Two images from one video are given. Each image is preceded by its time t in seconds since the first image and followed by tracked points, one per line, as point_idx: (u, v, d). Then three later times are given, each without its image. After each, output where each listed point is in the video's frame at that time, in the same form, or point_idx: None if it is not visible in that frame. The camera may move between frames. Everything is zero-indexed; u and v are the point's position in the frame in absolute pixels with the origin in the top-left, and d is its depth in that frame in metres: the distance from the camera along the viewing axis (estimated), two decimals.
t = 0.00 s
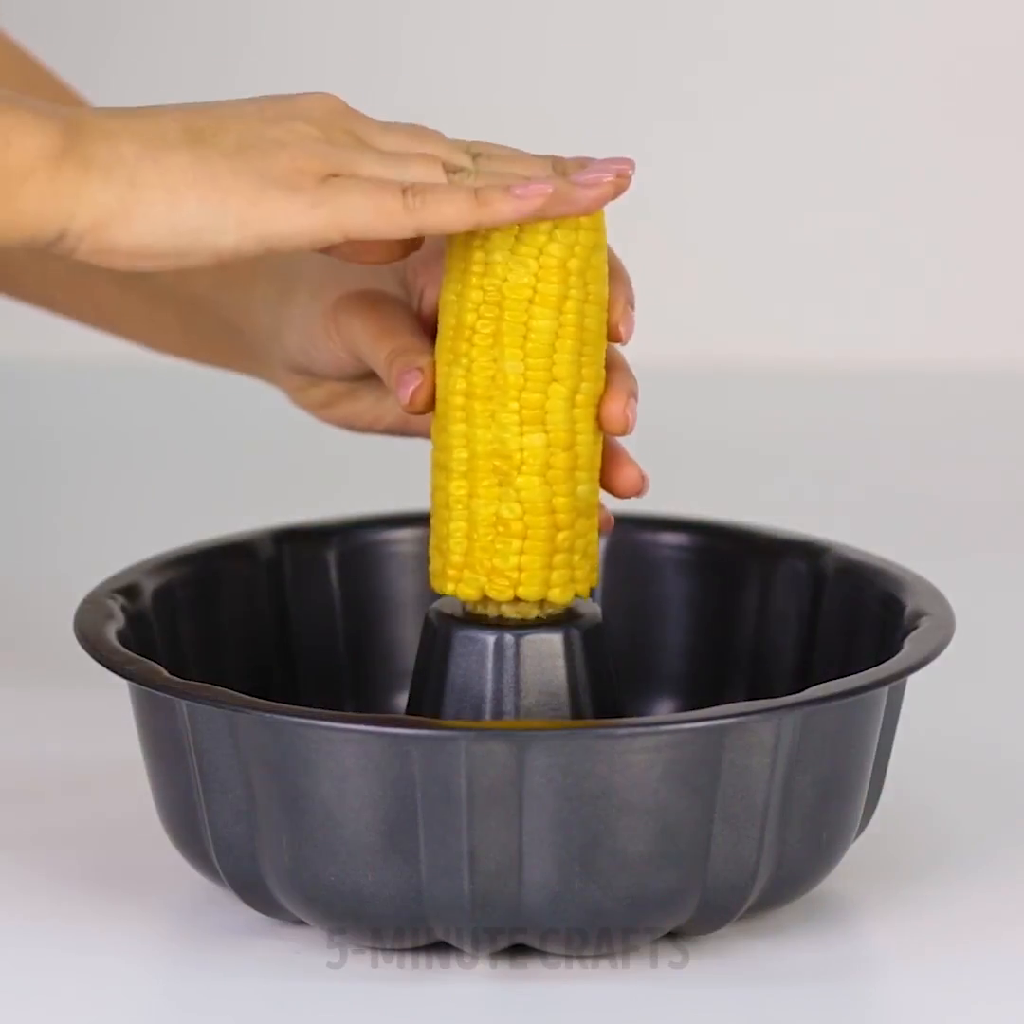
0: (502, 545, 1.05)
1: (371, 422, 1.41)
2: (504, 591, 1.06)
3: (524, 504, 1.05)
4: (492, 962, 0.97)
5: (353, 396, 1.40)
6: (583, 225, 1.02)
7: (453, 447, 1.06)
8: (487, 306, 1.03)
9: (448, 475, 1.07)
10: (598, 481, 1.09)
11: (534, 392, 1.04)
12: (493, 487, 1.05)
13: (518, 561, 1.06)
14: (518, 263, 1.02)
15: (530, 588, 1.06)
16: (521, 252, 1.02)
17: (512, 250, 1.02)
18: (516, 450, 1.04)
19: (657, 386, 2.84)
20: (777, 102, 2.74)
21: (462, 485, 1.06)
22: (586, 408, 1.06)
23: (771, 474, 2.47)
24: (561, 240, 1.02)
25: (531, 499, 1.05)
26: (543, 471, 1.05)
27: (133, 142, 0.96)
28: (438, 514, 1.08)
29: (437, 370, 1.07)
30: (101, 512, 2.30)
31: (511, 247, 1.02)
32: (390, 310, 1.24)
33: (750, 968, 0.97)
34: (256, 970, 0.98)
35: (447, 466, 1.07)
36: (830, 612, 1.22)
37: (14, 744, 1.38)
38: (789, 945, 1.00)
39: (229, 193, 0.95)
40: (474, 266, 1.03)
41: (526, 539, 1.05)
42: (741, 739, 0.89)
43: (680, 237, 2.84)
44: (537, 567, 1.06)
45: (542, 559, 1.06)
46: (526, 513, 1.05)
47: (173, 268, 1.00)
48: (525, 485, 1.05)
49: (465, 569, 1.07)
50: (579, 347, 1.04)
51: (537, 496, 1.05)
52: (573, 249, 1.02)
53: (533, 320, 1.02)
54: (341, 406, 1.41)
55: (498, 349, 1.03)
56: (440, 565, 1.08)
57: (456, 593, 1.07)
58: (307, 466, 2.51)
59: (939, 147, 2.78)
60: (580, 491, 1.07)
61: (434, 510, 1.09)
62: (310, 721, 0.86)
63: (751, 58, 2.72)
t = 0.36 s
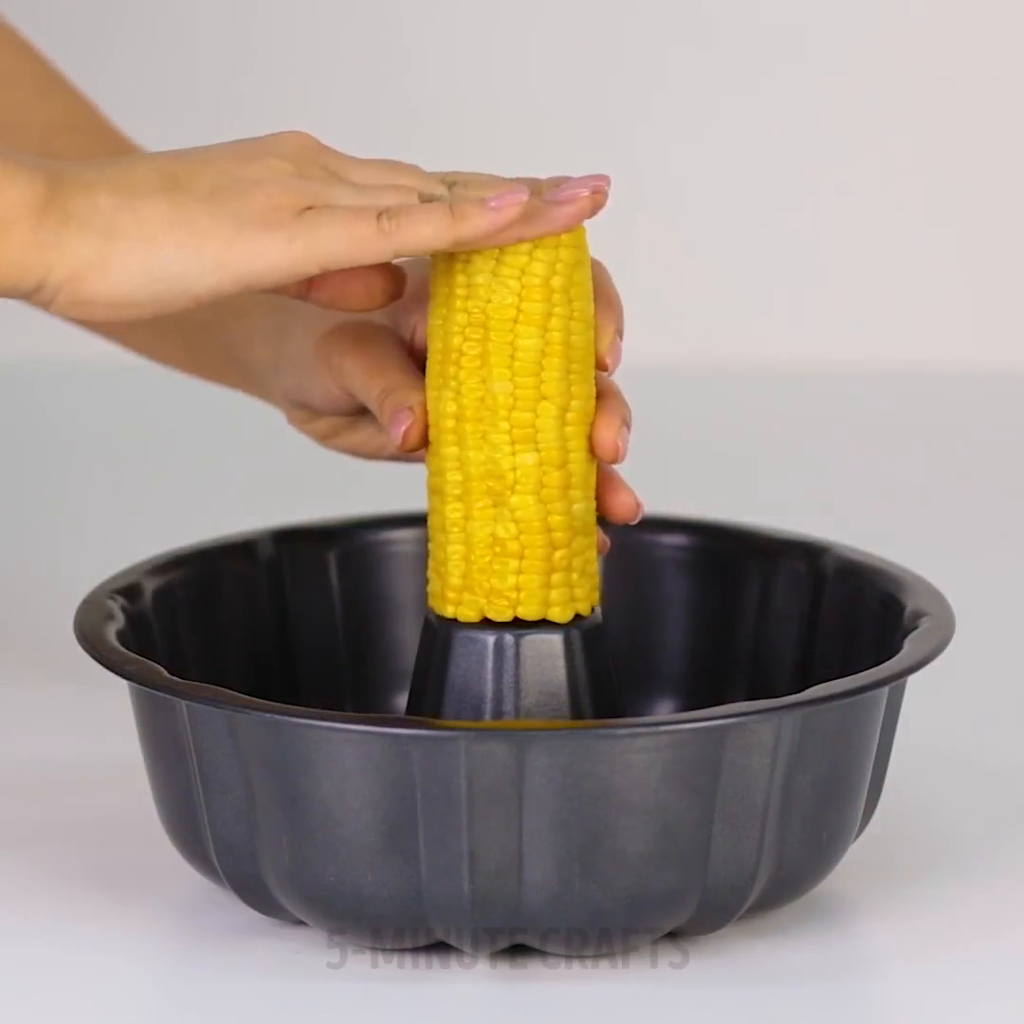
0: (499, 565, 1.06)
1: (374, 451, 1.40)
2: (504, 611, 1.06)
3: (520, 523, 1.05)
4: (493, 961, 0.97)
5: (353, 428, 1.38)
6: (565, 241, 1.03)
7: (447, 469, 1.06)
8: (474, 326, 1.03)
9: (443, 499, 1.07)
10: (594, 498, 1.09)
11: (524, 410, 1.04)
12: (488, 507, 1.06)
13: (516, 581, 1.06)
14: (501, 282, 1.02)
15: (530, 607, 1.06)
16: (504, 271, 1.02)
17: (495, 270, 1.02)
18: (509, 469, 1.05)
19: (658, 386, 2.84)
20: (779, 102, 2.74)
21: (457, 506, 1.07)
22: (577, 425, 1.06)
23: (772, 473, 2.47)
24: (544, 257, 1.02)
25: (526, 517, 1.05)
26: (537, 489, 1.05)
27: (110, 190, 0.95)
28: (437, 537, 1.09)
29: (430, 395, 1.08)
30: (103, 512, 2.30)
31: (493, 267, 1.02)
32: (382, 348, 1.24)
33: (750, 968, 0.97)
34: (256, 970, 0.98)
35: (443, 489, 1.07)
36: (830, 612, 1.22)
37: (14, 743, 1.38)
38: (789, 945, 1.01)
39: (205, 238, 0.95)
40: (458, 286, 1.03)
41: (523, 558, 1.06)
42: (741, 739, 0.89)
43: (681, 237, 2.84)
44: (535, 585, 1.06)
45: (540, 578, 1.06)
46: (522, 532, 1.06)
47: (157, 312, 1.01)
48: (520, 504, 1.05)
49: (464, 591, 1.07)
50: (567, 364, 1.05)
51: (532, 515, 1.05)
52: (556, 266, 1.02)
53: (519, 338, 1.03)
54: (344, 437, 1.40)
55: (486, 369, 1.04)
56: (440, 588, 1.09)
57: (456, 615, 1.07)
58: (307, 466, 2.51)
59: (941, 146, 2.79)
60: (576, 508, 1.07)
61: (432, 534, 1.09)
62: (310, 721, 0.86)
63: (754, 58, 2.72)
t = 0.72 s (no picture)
0: (501, 564, 1.06)
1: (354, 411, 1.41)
2: (504, 610, 1.06)
3: (522, 522, 1.05)
4: (492, 962, 0.97)
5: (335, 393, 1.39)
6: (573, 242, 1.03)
7: (450, 466, 1.06)
8: (480, 323, 1.03)
9: (446, 496, 1.07)
10: (597, 500, 1.09)
11: (528, 409, 1.04)
12: (490, 506, 1.06)
13: (517, 580, 1.06)
14: (508, 280, 1.02)
15: (530, 606, 1.06)
16: (512, 269, 1.02)
17: (503, 268, 1.03)
18: (512, 467, 1.05)
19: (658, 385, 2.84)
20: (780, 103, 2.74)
21: (460, 503, 1.07)
22: (581, 425, 1.06)
23: (772, 473, 2.47)
24: (552, 255, 1.03)
25: (528, 517, 1.05)
26: (539, 488, 1.05)
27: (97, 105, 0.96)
28: (439, 536, 1.09)
29: (433, 391, 1.08)
30: (103, 512, 2.30)
31: (501, 264, 1.02)
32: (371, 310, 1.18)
33: (750, 969, 0.97)
34: (256, 971, 0.98)
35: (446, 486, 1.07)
36: (830, 612, 1.22)
37: (11, 743, 1.38)
38: (788, 945, 1.01)
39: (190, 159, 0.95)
40: (465, 283, 1.03)
41: (524, 558, 1.05)
42: (742, 739, 0.89)
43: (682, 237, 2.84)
44: (536, 585, 1.06)
45: (541, 579, 1.06)
46: (524, 531, 1.06)
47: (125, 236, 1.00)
48: (522, 503, 1.05)
49: (464, 590, 1.07)
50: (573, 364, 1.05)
51: (534, 514, 1.05)
52: (563, 265, 1.03)
53: (525, 337, 1.03)
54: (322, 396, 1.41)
55: (491, 367, 1.04)
56: (440, 585, 1.09)
57: (456, 613, 1.07)
58: (306, 466, 2.51)
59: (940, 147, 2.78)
60: (579, 510, 1.07)
61: (434, 532, 1.09)
62: (310, 720, 0.86)
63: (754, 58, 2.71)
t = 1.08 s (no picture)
0: (500, 564, 1.06)
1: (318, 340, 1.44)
2: (504, 609, 1.06)
3: (522, 522, 1.06)
4: (493, 962, 0.97)
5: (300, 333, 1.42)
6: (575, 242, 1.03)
7: (450, 466, 1.06)
8: (480, 323, 1.03)
9: (446, 496, 1.07)
10: (597, 500, 1.09)
11: (529, 409, 1.04)
12: (490, 506, 1.06)
13: (517, 580, 1.06)
14: (508, 279, 1.02)
15: (530, 606, 1.06)
16: (512, 268, 1.02)
17: (503, 267, 1.02)
18: (512, 467, 1.05)
19: (657, 385, 2.84)
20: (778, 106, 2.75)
21: (459, 503, 1.07)
22: (581, 425, 1.06)
23: (772, 474, 2.47)
24: (552, 256, 1.02)
25: (528, 517, 1.05)
26: (539, 488, 1.05)
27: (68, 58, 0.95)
28: (439, 536, 1.09)
29: (433, 391, 1.08)
30: (104, 511, 2.30)
31: (502, 263, 1.02)
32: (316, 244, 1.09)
33: (751, 969, 0.97)
34: (257, 970, 0.98)
35: (446, 486, 1.07)
36: (830, 612, 1.22)
37: (11, 744, 1.38)
38: (788, 945, 1.01)
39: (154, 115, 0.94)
40: (465, 283, 1.03)
41: (524, 558, 1.06)
42: (742, 739, 0.89)
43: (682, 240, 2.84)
44: (536, 585, 1.06)
45: (541, 579, 1.06)
46: (524, 532, 1.06)
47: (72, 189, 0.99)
48: (522, 503, 1.05)
49: (464, 589, 1.07)
50: (573, 364, 1.05)
51: (534, 514, 1.05)
52: (564, 266, 1.03)
53: (526, 337, 1.03)
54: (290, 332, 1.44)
55: (491, 367, 1.04)
56: (440, 585, 1.09)
57: (456, 613, 1.07)
58: (306, 466, 2.51)
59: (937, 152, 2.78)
60: (579, 509, 1.07)
61: (434, 531, 1.09)
62: (310, 720, 0.86)
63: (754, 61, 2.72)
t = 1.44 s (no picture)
0: (500, 564, 1.06)
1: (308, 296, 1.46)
2: (504, 610, 1.06)
3: (522, 522, 1.05)
4: (492, 961, 0.97)
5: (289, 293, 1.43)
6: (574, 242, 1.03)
7: (450, 466, 1.06)
8: (479, 324, 1.03)
9: (446, 495, 1.07)
10: (598, 500, 1.09)
11: (528, 409, 1.04)
12: (490, 506, 1.06)
13: (517, 580, 1.06)
14: (508, 279, 1.02)
15: (529, 606, 1.06)
16: (512, 268, 1.02)
17: (502, 267, 1.02)
18: (512, 467, 1.05)
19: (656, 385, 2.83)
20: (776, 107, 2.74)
21: (459, 503, 1.07)
22: (581, 426, 1.06)
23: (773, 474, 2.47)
24: (551, 256, 1.02)
25: (528, 517, 1.05)
26: (539, 488, 1.05)
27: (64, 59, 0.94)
28: (439, 536, 1.09)
29: (432, 391, 1.08)
30: (104, 512, 2.30)
31: (501, 264, 1.02)
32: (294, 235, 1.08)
33: (749, 969, 0.97)
34: (256, 971, 0.98)
35: (446, 486, 1.07)
36: (830, 613, 1.22)
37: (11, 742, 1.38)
38: (787, 945, 1.01)
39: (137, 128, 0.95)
40: (465, 284, 1.03)
41: (524, 558, 1.06)
42: (741, 739, 0.89)
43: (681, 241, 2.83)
44: (536, 585, 1.06)
45: (541, 579, 1.06)
46: (524, 532, 1.06)
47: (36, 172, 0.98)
48: (522, 503, 1.05)
49: (464, 590, 1.07)
50: (573, 364, 1.05)
51: (534, 514, 1.05)
52: (563, 266, 1.03)
53: (525, 337, 1.03)
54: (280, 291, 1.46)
55: (491, 368, 1.04)
56: (440, 585, 1.09)
57: (456, 613, 1.07)
58: (306, 466, 2.51)
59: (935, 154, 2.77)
60: (579, 509, 1.07)
61: (434, 532, 1.09)
62: (310, 720, 0.86)
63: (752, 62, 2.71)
